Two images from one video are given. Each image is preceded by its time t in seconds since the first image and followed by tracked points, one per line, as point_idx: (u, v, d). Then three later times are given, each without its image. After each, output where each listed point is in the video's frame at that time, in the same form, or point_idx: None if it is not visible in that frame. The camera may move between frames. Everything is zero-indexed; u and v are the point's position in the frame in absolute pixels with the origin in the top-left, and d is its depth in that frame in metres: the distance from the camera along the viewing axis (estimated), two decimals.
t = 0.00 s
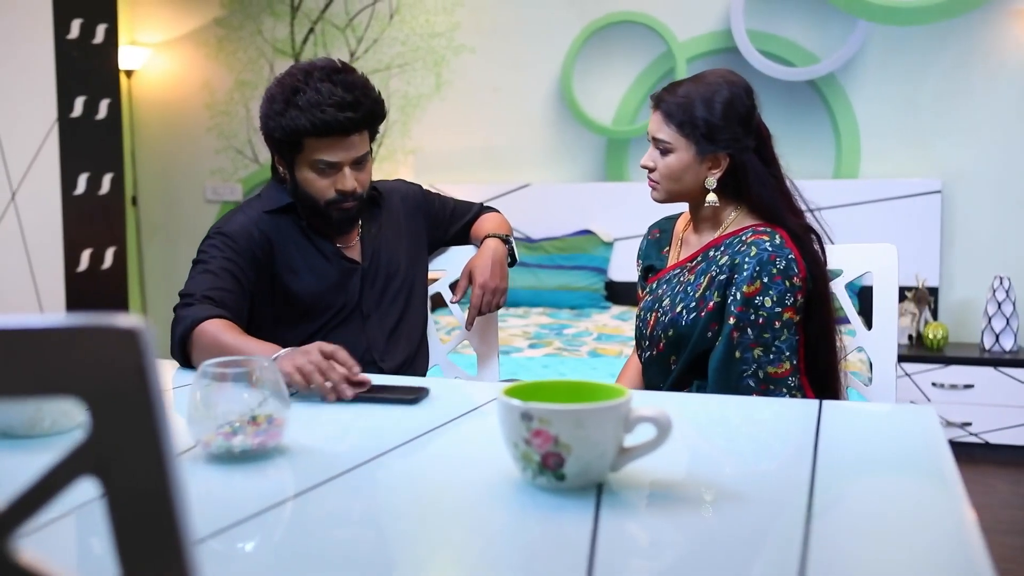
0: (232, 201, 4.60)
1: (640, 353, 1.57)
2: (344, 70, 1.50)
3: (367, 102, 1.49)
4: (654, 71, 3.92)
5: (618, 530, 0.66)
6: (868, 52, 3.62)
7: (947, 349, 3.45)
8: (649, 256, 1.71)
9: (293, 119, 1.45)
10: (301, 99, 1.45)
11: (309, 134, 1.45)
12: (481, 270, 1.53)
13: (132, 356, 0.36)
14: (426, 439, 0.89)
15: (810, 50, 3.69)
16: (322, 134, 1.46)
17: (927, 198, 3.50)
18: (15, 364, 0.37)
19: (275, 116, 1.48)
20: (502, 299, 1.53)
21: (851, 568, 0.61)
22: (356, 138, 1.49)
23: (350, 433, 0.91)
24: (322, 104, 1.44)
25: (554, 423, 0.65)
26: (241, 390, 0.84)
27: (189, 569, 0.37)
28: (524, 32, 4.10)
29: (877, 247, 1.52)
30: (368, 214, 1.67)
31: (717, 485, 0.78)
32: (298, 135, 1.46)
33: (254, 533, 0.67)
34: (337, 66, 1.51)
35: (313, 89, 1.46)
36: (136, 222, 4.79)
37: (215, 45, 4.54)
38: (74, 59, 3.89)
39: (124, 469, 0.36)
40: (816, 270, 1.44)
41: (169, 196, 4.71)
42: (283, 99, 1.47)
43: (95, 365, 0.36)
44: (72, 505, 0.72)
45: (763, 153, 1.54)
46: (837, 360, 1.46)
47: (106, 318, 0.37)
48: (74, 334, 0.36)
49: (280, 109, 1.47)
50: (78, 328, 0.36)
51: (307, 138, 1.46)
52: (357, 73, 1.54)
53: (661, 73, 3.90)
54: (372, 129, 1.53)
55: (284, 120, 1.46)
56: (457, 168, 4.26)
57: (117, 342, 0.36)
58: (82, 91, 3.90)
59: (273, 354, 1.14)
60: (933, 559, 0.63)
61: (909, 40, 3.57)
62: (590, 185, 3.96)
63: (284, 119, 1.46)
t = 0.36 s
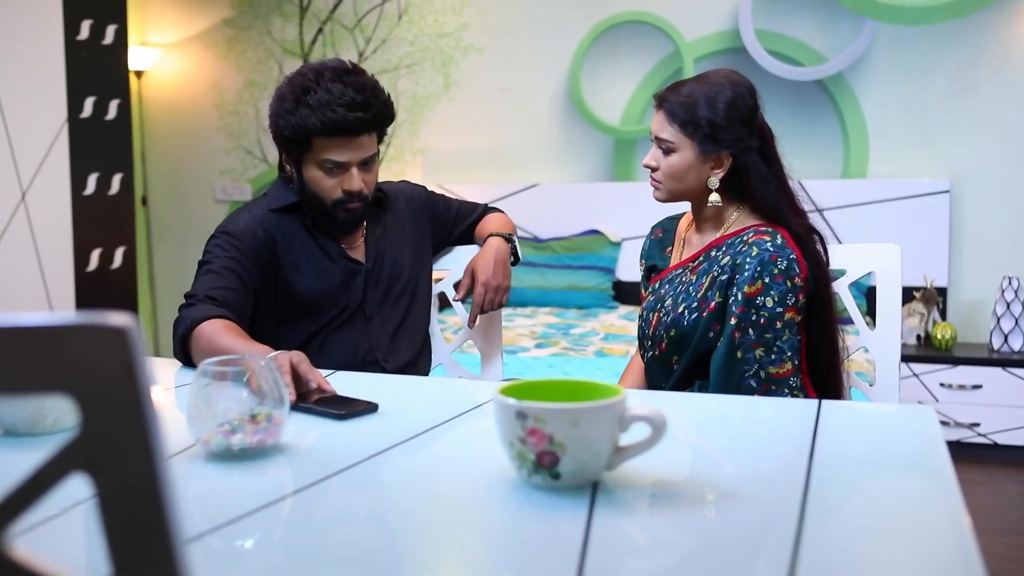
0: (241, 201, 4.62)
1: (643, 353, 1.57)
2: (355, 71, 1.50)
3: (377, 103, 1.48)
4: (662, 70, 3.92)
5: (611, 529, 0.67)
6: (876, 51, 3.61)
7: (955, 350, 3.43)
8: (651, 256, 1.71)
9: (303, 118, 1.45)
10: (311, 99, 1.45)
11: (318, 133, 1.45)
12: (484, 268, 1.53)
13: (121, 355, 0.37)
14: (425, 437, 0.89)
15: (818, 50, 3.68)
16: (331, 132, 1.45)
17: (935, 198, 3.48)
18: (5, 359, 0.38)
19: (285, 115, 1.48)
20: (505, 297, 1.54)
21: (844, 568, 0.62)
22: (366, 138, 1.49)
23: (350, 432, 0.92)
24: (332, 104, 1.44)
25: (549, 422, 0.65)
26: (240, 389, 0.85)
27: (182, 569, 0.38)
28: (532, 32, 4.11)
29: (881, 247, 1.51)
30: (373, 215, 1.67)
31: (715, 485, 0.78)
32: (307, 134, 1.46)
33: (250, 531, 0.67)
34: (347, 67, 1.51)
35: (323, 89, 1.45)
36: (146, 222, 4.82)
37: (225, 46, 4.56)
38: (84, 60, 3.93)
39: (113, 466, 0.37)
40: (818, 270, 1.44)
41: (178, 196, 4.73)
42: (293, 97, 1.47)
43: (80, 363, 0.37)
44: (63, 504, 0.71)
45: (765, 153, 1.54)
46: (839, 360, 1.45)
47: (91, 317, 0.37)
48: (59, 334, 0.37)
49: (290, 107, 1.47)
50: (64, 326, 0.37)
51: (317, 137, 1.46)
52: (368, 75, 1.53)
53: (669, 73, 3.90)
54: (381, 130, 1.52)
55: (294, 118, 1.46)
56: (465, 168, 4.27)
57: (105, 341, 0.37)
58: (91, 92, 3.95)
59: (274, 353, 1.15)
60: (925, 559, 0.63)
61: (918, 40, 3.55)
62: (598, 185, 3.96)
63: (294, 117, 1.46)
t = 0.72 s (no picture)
0: (245, 201, 4.63)
1: (645, 352, 1.57)
2: (362, 70, 1.50)
3: (384, 100, 1.49)
4: (666, 71, 3.91)
5: (610, 528, 0.67)
6: (880, 51, 3.60)
7: (959, 350, 3.43)
8: (652, 256, 1.71)
9: (310, 116, 1.45)
10: (319, 96, 1.45)
11: (326, 130, 1.45)
12: (484, 265, 1.53)
13: (119, 353, 0.37)
14: (425, 436, 0.90)
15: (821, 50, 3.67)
16: (338, 129, 1.46)
17: (939, 198, 3.48)
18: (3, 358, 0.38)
19: (291, 113, 1.48)
20: (506, 294, 1.53)
21: (841, 567, 0.62)
22: (373, 136, 1.49)
23: (350, 431, 0.92)
24: (340, 101, 1.44)
25: (549, 421, 0.65)
26: (241, 387, 0.85)
27: (180, 569, 0.38)
28: (536, 32, 4.11)
29: (883, 246, 1.51)
30: (377, 216, 1.67)
31: (713, 485, 0.78)
32: (315, 131, 1.46)
33: (250, 530, 0.68)
34: (353, 66, 1.51)
35: (330, 87, 1.46)
36: (151, 222, 4.83)
37: (229, 46, 4.57)
38: (88, 60, 3.94)
39: (111, 465, 0.38)
40: (818, 270, 1.44)
41: (183, 196, 4.74)
42: (300, 96, 1.47)
43: (76, 361, 0.37)
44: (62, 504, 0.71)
45: (767, 154, 1.54)
46: (841, 360, 1.45)
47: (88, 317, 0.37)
48: (57, 333, 0.37)
49: (297, 105, 1.47)
50: (62, 326, 0.37)
51: (324, 134, 1.46)
52: (374, 74, 1.54)
53: (673, 73, 3.90)
54: (387, 128, 1.52)
55: (301, 116, 1.46)
56: (469, 168, 4.28)
57: (103, 340, 0.37)
58: (96, 92, 3.96)
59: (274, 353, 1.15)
60: (923, 559, 0.63)
61: (921, 39, 3.54)
62: (601, 185, 3.96)
63: (301, 115, 1.46)
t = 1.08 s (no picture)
0: (245, 201, 4.63)
1: (647, 352, 1.57)
2: (367, 71, 1.50)
3: (389, 101, 1.49)
4: (667, 71, 3.91)
5: (614, 528, 0.67)
6: (881, 50, 3.60)
7: (960, 350, 3.43)
8: (654, 256, 1.71)
9: (315, 115, 1.45)
10: (324, 96, 1.45)
11: (331, 129, 1.45)
12: (486, 264, 1.53)
13: (126, 353, 0.37)
14: (428, 436, 0.90)
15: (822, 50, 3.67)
16: (343, 129, 1.46)
17: (940, 198, 3.48)
18: (9, 358, 0.38)
19: (297, 112, 1.48)
20: (508, 293, 1.53)
21: (848, 568, 0.62)
22: (377, 135, 1.49)
23: (353, 431, 0.92)
24: (345, 101, 1.44)
25: (554, 421, 0.65)
26: (246, 386, 0.85)
27: (186, 569, 0.38)
28: (537, 32, 4.11)
29: (885, 246, 1.51)
30: (380, 217, 1.67)
31: (718, 485, 0.78)
32: (320, 131, 1.46)
33: (253, 531, 0.67)
34: (358, 66, 1.51)
35: (336, 87, 1.46)
36: (151, 222, 4.83)
37: (229, 46, 4.56)
38: (89, 60, 3.94)
39: (117, 465, 0.38)
40: (820, 270, 1.44)
41: (183, 196, 4.74)
42: (306, 95, 1.47)
43: (83, 362, 0.37)
44: (68, 504, 0.71)
45: (770, 154, 1.54)
46: (843, 360, 1.45)
47: (96, 317, 0.37)
48: (66, 332, 0.37)
49: (302, 105, 1.47)
50: (69, 325, 0.37)
51: (329, 134, 1.46)
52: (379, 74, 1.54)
53: (674, 73, 3.90)
54: (391, 128, 1.52)
55: (306, 116, 1.46)
56: (469, 168, 4.28)
57: (110, 340, 0.37)
58: (96, 92, 3.96)
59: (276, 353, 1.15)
60: (928, 559, 0.63)
61: (922, 39, 3.54)
62: (602, 185, 3.96)
63: (307, 114, 1.46)
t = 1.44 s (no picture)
0: (244, 201, 4.62)
1: (649, 352, 1.57)
2: (367, 68, 1.49)
3: (390, 98, 1.48)
4: (666, 71, 3.91)
5: (622, 529, 0.66)
6: (881, 51, 3.60)
7: (959, 350, 3.43)
8: (656, 255, 1.71)
9: (316, 112, 1.44)
10: (324, 93, 1.44)
11: (332, 127, 1.44)
12: (489, 264, 1.52)
13: (139, 353, 0.37)
14: (434, 437, 0.89)
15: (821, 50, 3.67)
16: (344, 126, 1.45)
17: (939, 198, 3.48)
18: (19, 360, 0.37)
19: (297, 110, 1.47)
20: (510, 293, 1.52)
21: (856, 568, 0.61)
22: (378, 133, 1.48)
23: (359, 432, 0.92)
24: (346, 98, 1.43)
25: (562, 422, 0.65)
26: (251, 388, 0.85)
27: (197, 569, 0.38)
28: (536, 32, 4.10)
29: (888, 246, 1.51)
30: (381, 216, 1.66)
31: (723, 485, 0.78)
32: (321, 128, 1.45)
33: (257, 533, 0.67)
34: (358, 63, 1.50)
35: (336, 84, 1.45)
36: (149, 222, 4.82)
37: (228, 46, 4.56)
38: (87, 60, 3.92)
39: (129, 467, 0.37)
40: (824, 270, 1.44)
41: (182, 196, 4.73)
42: (306, 93, 1.47)
43: (96, 365, 0.37)
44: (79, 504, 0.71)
45: (773, 154, 1.54)
46: (847, 360, 1.45)
47: (110, 318, 0.37)
48: (79, 332, 0.37)
49: (302, 102, 1.46)
50: (82, 324, 0.37)
51: (329, 132, 1.46)
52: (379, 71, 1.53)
53: (673, 73, 3.90)
54: (392, 125, 1.52)
55: (307, 113, 1.46)
56: (469, 168, 4.27)
57: (123, 342, 0.37)
58: (95, 91, 3.94)
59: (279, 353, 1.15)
60: (938, 560, 0.62)
61: (921, 39, 3.54)
62: (601, 185, 3.96)
63: (307, 112, 1.45)
